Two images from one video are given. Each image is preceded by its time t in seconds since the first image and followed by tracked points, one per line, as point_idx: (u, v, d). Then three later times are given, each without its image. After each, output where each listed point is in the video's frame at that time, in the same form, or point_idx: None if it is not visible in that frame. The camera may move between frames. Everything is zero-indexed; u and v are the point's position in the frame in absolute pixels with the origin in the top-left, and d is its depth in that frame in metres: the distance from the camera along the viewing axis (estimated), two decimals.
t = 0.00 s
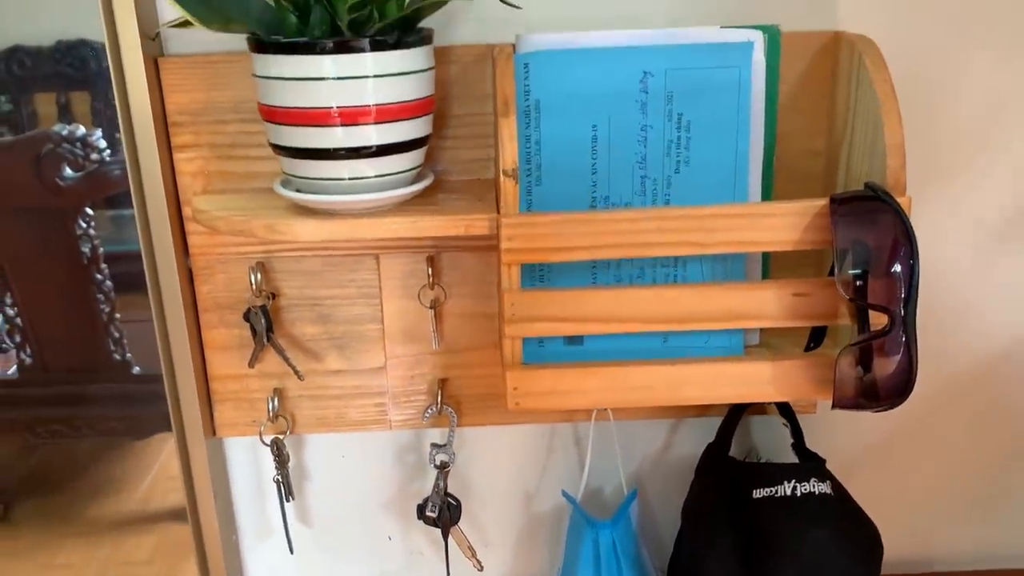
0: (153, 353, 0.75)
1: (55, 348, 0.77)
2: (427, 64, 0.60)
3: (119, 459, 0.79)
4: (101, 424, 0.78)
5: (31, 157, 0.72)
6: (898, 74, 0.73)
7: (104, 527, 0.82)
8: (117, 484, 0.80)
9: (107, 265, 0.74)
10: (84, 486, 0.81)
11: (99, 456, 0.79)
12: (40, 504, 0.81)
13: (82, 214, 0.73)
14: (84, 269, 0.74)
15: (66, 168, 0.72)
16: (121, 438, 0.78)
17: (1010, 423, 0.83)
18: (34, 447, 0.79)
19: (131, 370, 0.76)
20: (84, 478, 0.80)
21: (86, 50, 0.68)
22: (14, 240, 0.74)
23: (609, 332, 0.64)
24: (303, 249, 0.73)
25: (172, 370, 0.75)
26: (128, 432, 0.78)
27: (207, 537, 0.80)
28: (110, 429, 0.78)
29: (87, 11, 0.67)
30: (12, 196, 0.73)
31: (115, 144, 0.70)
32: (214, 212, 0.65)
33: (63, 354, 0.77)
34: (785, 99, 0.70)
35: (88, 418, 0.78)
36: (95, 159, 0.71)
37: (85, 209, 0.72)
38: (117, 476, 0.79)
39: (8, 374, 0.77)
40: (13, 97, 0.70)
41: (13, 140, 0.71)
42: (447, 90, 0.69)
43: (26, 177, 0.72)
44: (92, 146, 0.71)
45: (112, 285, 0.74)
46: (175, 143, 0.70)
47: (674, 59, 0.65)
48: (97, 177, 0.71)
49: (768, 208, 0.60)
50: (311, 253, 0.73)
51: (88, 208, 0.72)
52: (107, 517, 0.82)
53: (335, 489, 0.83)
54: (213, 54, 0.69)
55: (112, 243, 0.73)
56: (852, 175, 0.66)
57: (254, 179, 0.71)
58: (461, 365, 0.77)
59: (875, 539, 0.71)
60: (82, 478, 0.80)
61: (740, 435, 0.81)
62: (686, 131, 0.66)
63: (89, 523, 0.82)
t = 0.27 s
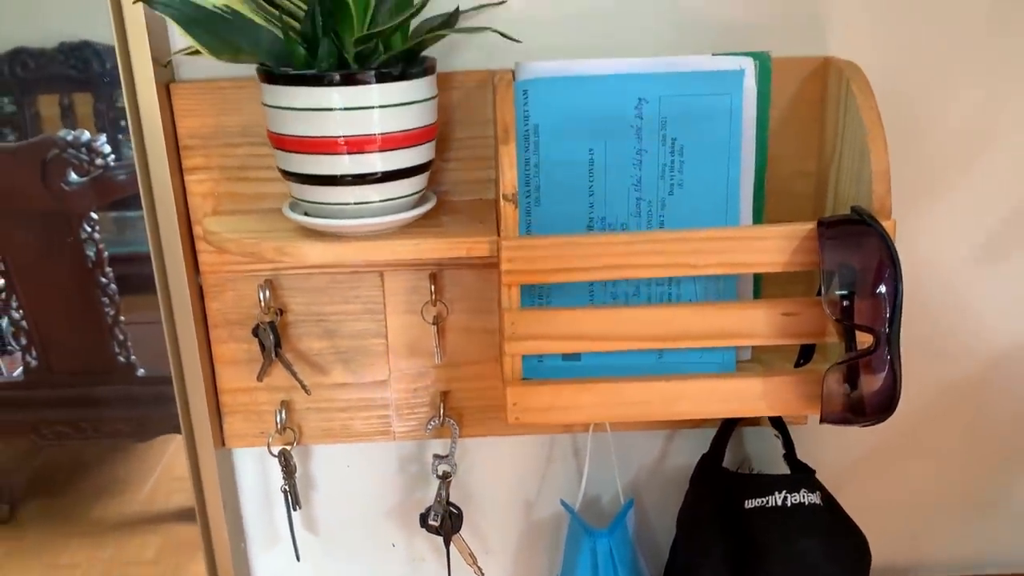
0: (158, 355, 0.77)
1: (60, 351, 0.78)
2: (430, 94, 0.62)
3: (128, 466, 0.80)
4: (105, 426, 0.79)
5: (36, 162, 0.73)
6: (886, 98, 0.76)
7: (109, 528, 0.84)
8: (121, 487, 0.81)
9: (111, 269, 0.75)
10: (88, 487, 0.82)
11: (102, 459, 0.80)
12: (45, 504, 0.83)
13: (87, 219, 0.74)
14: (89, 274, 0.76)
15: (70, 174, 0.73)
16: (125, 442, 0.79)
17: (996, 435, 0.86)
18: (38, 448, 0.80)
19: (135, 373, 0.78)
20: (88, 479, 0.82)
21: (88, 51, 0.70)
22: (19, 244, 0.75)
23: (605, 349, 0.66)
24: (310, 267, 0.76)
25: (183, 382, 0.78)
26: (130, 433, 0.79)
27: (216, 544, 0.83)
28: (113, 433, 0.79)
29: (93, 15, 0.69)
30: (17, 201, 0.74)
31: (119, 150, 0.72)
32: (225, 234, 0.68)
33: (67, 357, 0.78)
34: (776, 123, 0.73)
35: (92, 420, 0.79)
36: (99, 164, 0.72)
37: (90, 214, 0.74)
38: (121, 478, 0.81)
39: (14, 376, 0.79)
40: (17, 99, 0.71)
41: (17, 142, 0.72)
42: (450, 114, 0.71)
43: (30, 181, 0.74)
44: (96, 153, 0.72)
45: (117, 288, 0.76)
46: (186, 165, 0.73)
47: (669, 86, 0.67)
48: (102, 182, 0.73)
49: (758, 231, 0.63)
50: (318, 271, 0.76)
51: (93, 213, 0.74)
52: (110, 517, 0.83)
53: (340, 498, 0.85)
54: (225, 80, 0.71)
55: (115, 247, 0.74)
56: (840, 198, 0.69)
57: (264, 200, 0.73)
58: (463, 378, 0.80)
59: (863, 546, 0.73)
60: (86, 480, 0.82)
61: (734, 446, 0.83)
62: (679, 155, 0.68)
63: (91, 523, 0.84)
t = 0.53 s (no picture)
0: (163, 356, 0.78)
1: (68, 352, 0.81)
2: (434, 117, 0.64)
3: (137, 468, 0.82)
4: (112, 424, 0.82)
5: (44, 165, 0.75)
6: (882, 118, 0.77)
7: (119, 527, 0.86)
8: (128, 485, 0.83)
9: (116, 272, 0.77)
10: (96, 485, 0.84)
11: (109, 456, 0.83)
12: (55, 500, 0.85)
13: (93, 223, 0.76)
14: (95, 277, 0.78)
15: (76, 178, 0.75)
16: (131, 442, 0.82)
17: (990, 447, 0.87)
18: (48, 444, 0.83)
19: (139, 375, 0.80)
20: (96, 476, 0.84)
21: (91, 54, 0.71)
22: (28, 245, 0.78)
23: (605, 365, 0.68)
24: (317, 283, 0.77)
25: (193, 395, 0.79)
26: (142, 437, 0.81)
27: (225, 551, 0.84)
28: (122, 434, 0.82)
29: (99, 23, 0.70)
30: (25, 203, 0.76)
31: (123, 153, 0.73)
32: (235, 252, 0.69)
33: (74, 357, 0.81)
34: (773, 143, 0.74)
35: (100, 419, 0.82)
36: (104, 168, 0.74)
37: (95, 219, 0.76)
38: (131, 480, 0.83)
39: (20, 379, 0.81)
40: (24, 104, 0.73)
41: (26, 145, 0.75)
42: (455, 134, 0.73)
43: (38, 184, 0.76)
44: (102, 157, 0.74)
45: (121, 291, 0.78)
46: (197, 184, 0.75)
47: (668, 109, 0.69)
48: (107, 185, 0.75)
49: (755, 251, 0.64)
50: (326, 286, 0.77)
51: (98, 217, 0.76)
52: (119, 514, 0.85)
53: (346, 507, 0.87)
54: (236, 101, 0.73)
55: (119, 249, 0.76)
56: (835, 218, 0.71)
57: (273, 218, 0.75)
58: (467, 391, 0.81)
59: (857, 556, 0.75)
60: (94, 477, 0.84)
61: (732, 457, 0.85)
62: (678, 176, 0.70)
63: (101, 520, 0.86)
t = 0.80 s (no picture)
0: (171, 359, 0.80)
1: (78, 353, 0.83)
2: (442, 139, 0.66)
3: (146, 475, 0.83)
4: (117, 425, 0.83)
5: (54, 169, 0.77)
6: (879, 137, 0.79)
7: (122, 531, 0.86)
8: (132, 489, 0.84)
9: (123, 277, 0.79)
10: (100, 487, 0.85)
11: (114, 457, 0.84)
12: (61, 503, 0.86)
13: (100, 228, 0.78)
14: (102, 282, 0.80)
15: (84, 184, 0.77)
16: (134, 444, 0.83)
17: (986, 459, 0.89)
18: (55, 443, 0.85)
19: (146, 378, 0.82)
20: (101, 478, 0.85)
21: (99, 57, 0.73)
22: (39, 249, 0.80)
23: (609, 380, 0.70)
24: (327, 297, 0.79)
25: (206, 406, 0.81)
26: (148, 440, 0.83)
27: (235, 559, 0.86)
28: (128, 437, 0.83)
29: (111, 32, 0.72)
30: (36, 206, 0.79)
31: (129, 156, 0.75)
32: (249, 269, 0.71)
33: (82, 359, 0.83)
34: (773, 162, 0.76)
35: (106, 419, 0.84)
36: (112, 172, 0.76)
37: (103, 223, 0.78)
38: (138, 484, 0.84)
39: (30, 381, 0.84)
40: (36, 107, 0.75)
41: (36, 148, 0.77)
42: (462, 153, 0.75)
43: (48, 187, 0.78)
44: (109, 163, 0.76)
45: (128, 295, 0.79)
46: (210, 198, 0.76)
47: (670, 129, 0.70)
48: (114, 191, 0.76)
49: (754, 269, 0.66)
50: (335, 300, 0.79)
51: (105, 222, 0.78)
52: (120, 518, 0.85)
53: (354, 515, 0.89)
54: (250, 120, 0.75)
55: (126, 253, 0.78)
56: (833, 236, 0.72)
57: (284, 234, 0.77)
58: (473, 402, 0.83)
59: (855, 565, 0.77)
60: (99, 479, 0.85)
61: (732, 467, 0.87)
62: (679, 194, 0.72)
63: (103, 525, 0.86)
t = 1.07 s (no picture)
0: (174, 364, 0.81)
1: (84, 358, 0.84)
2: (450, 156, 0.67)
3: (156, 480, 0.85)
4: (123, 427, 0.85)
5: (61, 175, 0.78)
6: (880, 153, 0.80)
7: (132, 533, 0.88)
8: (142, 490, 0.86)
9: (130, 281, 0.80)
10: (108, 488, 0.87)
11: (121, 458, 0.85)
12: (69, 504, 0.88)
13: (108, 234, 0.79)
14: (109, 287, 0.81)
15: (91, 189, 0.78)
16: (141, 445, 0.85)
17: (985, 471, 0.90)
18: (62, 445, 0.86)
19: (152, 382, 0.83)
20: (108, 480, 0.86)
21: (105, 62, 0.74)
22: (45, 254, 0.81)
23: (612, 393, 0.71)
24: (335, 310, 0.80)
25: (216, 417, 0.82)
26: (156, 442, 0.84)
27: (243, 566, 0.87)
28: (136, 439, 0.85)
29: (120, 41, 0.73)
30: (42, 212, 0.79)
31: (135, 160, 0.76)
32: (259, 283, 0.72)
33: (88, 364, 0.84)
34: (775, 179, 0.77)
35: (112, 421, 0.85)
36: (118, 177, 0.77)
37: (110, 229, 0.79)
38: (148, 487, 0.85)
39: (35, 384, 0.85)
40: (43, 113, 0.76)
41: (43, 153, 0.77)
42: (469, 169, 0.76)
43: (56, 193, 0.79)
44: (116, 169, 0.77)
45: (135, 300, 0.81)
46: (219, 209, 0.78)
47: (673, 147, 0.72)
48: (121, 197, 0.77)
49: (754, 285, 0.67)
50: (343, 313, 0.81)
51: (113, 228, 0.79)
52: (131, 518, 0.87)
53: (361, 524, 0.90)
54: (261, 137, 0.77)
55: (132, 256, 0.79)
56: (834, 252, 0.73)
57: (293, 248, 0.79)
58: (478, 413, 0.84)
59: None
60: (106, 480, 0.86)
61: (735, 477, 0.88)
62: (682, 210, 0.73)
63: (113, 525, 0.88)
